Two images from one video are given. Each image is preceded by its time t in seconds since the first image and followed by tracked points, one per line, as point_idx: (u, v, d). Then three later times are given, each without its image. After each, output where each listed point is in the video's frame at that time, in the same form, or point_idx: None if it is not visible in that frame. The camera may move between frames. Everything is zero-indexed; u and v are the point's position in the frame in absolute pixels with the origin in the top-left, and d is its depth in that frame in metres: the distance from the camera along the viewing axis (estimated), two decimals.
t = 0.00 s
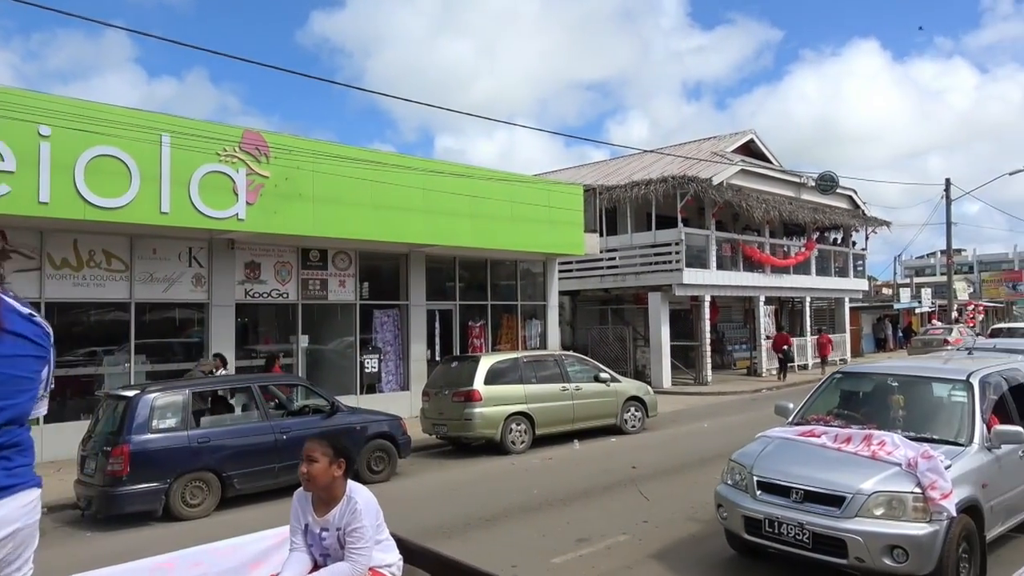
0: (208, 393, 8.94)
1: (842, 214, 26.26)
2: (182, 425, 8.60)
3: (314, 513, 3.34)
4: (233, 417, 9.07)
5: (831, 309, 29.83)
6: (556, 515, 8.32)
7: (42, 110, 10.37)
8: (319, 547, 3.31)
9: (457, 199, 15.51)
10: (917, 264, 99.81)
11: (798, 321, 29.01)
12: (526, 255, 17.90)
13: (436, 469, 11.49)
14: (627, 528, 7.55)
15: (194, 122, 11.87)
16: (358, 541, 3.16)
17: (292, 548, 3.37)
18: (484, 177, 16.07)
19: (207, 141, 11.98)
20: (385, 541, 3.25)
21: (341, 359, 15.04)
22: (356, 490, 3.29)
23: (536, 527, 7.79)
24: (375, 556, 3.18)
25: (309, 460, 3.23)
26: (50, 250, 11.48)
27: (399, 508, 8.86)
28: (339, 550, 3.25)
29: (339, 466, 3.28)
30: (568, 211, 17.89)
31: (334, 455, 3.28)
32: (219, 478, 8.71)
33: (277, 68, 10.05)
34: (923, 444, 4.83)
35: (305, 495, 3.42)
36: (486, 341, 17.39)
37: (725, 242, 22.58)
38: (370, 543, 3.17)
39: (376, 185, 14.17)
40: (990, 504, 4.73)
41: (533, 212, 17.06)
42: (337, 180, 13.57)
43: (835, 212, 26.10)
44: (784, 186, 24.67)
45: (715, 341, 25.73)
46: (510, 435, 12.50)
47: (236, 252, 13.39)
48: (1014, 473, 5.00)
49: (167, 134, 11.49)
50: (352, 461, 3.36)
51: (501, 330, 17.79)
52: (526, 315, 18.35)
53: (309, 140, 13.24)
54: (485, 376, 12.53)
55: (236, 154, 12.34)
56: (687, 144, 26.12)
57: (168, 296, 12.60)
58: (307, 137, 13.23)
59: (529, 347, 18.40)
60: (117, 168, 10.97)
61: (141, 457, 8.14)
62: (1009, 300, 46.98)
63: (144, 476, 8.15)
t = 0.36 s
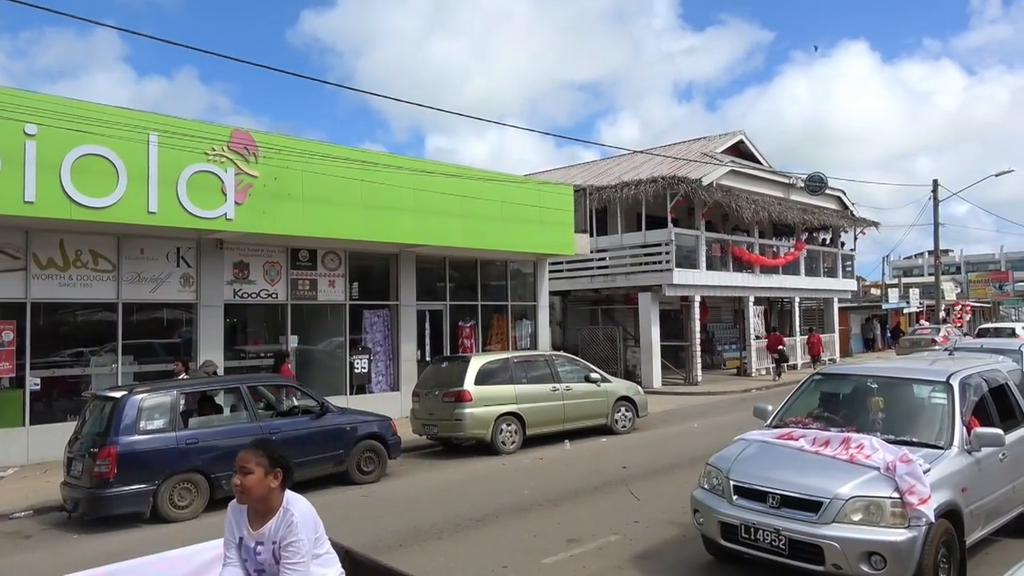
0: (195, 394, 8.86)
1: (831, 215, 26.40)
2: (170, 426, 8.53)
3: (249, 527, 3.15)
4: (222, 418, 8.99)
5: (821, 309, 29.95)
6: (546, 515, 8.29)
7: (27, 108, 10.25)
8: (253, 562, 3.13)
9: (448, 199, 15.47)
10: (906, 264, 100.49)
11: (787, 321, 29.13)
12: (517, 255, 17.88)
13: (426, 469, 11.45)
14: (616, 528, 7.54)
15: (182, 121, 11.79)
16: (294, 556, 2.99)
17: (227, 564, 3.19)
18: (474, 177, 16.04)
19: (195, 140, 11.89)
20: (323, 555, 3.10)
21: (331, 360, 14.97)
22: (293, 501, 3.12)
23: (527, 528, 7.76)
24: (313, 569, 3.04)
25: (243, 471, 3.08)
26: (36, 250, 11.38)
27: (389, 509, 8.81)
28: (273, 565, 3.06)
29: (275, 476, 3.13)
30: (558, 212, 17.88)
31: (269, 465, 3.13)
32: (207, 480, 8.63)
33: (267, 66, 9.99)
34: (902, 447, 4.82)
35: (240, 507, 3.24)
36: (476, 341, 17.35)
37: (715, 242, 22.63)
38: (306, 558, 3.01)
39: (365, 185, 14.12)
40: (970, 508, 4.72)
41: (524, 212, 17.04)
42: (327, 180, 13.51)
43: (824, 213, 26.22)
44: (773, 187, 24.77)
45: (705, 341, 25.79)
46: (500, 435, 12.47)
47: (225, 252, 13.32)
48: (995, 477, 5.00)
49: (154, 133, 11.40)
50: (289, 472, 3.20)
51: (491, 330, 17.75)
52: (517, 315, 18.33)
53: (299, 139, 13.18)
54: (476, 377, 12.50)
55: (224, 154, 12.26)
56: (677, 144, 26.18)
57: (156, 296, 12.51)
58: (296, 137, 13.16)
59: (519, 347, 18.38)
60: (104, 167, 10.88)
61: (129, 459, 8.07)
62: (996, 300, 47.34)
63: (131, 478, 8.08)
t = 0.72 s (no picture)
0: (182, 397, 8.80)
1: (819, 217, 26.57)
2: (156, 428, 8.47)
3: (170, 543, 3.12)
4: (208, 421, 8.94)
5: (808, 310, 30.14)
6: (534, 517, 8.28)
7: (12, 108, 10.16)
8: None
9: (437, 201, 15.47)
10: (893, 265, 101.44)
11: (775, 322, 29.30)
12: (506, 257, 17.89)
13: (414, 471, 11.42)
14: (604, 530, 7.55)
15: (168, 122, 11.71)
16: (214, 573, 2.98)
17: None
18: (463, 178, 16.04)
19: (182, 141, 11.82)
20: (247, 572, 3.07)
21: (319, 362, 14.92)
22: (216, 516, 3.11)
23: (515, 530, 7.74)
24: None
25: (164, 485, 3.05)
26: (21, 251, 11.28)
27: (376, 511, 8.78)
28: None
29: (198, 490, 3.11)
30: (547, 213, 17.90)
31: (192, 480, 3.10)
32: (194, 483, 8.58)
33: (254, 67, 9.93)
34: (878, 452, 4.80)
35: (160, 523, 3.21)
36: (465, 342, 17.34)
37: (703, 244, 22.70)
38: None
39: (354, 187, 14.08)
40: (945, 513, 4.68)
41: (513, 214, 17.06)
42: (315, 182, 13.46)
43: (812, 215, 26.39)
44: (761, 189, 24.90)
45: (694, 342, 25.90)
46: (490, 437, 12.47)
47: (213, 253, 13.25)
48: (971, 481, 4.98)
49: (140, 134, 11.32)
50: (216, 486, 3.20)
51: (480, 331, 17.75)
52: (506, 316, 18.33)
53: (286, 140, 13.12)
54: (465, 378, 12.50)
55: (211, 155, 12.20)
56: (666, 146, 26.28)
57: (143, 298, 12.43)
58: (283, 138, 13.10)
59: (509, 349, 18.39)
60: (90, 168, 10.79)
61: (115, 462, 8.02)
62: (982, 300, 47.85)
63: (117, 481, 8.02)
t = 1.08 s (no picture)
0: (169, 400, 8.75)
1: (808, 219, 26.70)
2: (145, 432, 8.41)
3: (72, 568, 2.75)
4: (197, 424, 8.89)
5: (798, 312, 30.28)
6: (526, 520, 8.25)
7: None
8: None
9: (427, 203, 15.45)
10: (881, 268, 102.09)
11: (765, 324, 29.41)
12: (497, 259, 17.88)
13: (405, 474, 11.37)
14: (594, 532, 7.54)
15: (157, 122, 11.64)
16: None
17: None
18: (454, 180, 16.02)
19: (171, 142, 11.75)
20: None
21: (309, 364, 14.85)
22: (122, 537, 2.76)
23: (507, 533, 7.71)
24: None
25: (66, 507, 2.68)
26: (8, 253, 11.17)
27: (368, 514, 8.73)
28: None
29: (105, 509, 2.74)
30: (538, 216, 17.90)
31: (99, 500, 2.74)
32: (183, 486, 8.50)
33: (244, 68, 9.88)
34: (857, 458, 4.71)
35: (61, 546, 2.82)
36: (456, 345, 17.32)
37: (693, 247, 22.74)
38: None
39: (343, 188, 14.03)
40: (926, 521, 4.58)
41: (504, 215, 17.06)
42: (304, 183, 13.41)
43: (801, 218, 26.52)
44: (751, 192, 24.98)
45: (684, 344, 25.94)
46: (481, 440, 12.43)
47: (202, 255, 13.17)
48: (952, 488, 4.89)
49: (129, 135, 11.25)
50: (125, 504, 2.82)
51: (471, 334, 17.72)
52: (496, 319, 18.32)
53: (276, 141, 13.06)
54: (456, 381, 12.47)
55: (201, 156, 12.13)
56: (657, 149, 26.34)
57: (131, 300, 12.34)
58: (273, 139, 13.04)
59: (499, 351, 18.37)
60: (77, 169, 10.71)
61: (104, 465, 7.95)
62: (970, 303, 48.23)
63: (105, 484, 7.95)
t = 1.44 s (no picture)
0: (169, 402, 8.77)
1: (809, 223, 26.70)
2: (146, 434, 8.44)
3: None
4: (198, 426, 8.93)
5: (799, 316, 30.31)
6: (526, 524, 8.23)
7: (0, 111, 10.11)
8: None
9: (429, 206, 15.48)
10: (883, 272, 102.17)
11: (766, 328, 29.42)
12: (498, 262, 17.90)
13: (405, 477, 11.36)
14: (595, 535, 7.54)
15: (159, 125, 11.69)
16: None
17: None
18: (455, 183, 16.05)
19: (173, 145, 11.79)
20: None
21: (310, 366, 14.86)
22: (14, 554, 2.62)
23: (506, 536, 7.70)
24: None
25: None
26: (10, 255, 11.21)
27: (369, 517, 8.73)
28: None
29: None
30: (540, 219, 17.92)
31: None
32: (184, 487, 8.53)
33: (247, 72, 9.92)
34: (845, 467, 4.53)
35: None
36: (457, 348, 17.33)
37: (694, 250, 22.72)
38: None
39: (344, 191, 14.05)
40: (916, 532, 4.40)
41: (506, 219, 17.08)
42: (305, 186, 13.44)
43: (802, 221, 26.52)
44: (753, 195, 24.99)
45: (686, 348, 25.95)
46: (481, 443, 12.44)
47: (204, 257, 13.20)
48: (943, 497, 4.72)
49: (131, 138, 11.29)
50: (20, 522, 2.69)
51: (472, 337, 17.73)
52: (498, 322, 18.33)
53: (278, 144, 13.11)
54: (457, 384, 12.49)
55: (203, 159, 12.17)
56: (658, 153, 26.39)
57: (133, 302, 12.38)
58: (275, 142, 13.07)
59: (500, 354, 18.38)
60: (79, 171, 10.75)
61: (106, 467, 7.98)
62: (972, 307, 48.31)
63: (106, 486, 7.95)
